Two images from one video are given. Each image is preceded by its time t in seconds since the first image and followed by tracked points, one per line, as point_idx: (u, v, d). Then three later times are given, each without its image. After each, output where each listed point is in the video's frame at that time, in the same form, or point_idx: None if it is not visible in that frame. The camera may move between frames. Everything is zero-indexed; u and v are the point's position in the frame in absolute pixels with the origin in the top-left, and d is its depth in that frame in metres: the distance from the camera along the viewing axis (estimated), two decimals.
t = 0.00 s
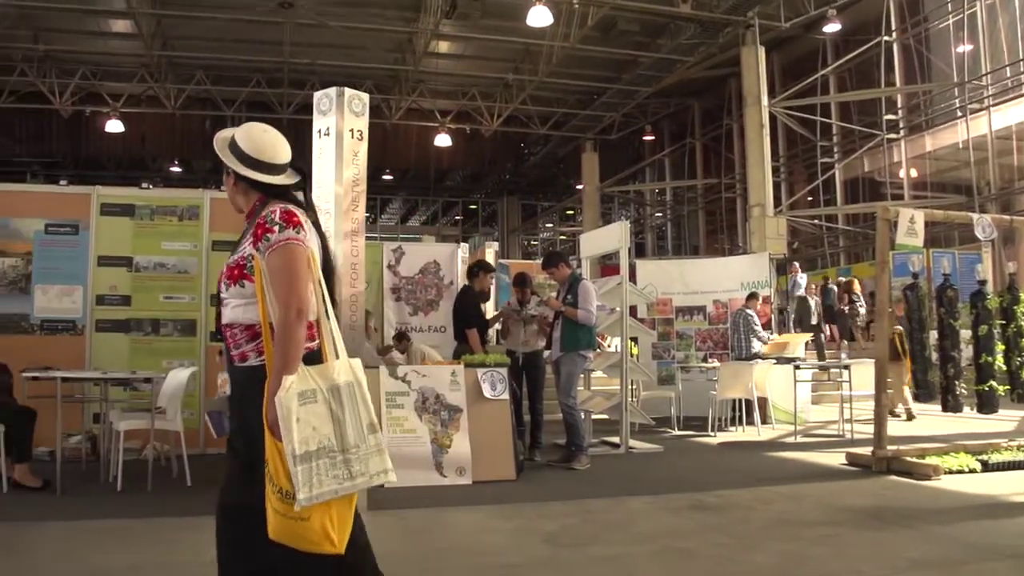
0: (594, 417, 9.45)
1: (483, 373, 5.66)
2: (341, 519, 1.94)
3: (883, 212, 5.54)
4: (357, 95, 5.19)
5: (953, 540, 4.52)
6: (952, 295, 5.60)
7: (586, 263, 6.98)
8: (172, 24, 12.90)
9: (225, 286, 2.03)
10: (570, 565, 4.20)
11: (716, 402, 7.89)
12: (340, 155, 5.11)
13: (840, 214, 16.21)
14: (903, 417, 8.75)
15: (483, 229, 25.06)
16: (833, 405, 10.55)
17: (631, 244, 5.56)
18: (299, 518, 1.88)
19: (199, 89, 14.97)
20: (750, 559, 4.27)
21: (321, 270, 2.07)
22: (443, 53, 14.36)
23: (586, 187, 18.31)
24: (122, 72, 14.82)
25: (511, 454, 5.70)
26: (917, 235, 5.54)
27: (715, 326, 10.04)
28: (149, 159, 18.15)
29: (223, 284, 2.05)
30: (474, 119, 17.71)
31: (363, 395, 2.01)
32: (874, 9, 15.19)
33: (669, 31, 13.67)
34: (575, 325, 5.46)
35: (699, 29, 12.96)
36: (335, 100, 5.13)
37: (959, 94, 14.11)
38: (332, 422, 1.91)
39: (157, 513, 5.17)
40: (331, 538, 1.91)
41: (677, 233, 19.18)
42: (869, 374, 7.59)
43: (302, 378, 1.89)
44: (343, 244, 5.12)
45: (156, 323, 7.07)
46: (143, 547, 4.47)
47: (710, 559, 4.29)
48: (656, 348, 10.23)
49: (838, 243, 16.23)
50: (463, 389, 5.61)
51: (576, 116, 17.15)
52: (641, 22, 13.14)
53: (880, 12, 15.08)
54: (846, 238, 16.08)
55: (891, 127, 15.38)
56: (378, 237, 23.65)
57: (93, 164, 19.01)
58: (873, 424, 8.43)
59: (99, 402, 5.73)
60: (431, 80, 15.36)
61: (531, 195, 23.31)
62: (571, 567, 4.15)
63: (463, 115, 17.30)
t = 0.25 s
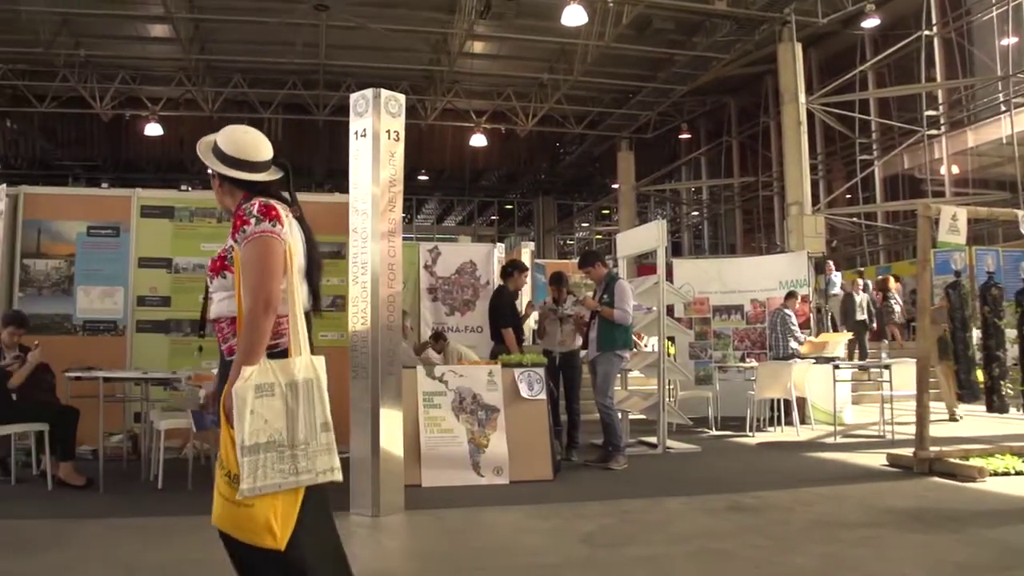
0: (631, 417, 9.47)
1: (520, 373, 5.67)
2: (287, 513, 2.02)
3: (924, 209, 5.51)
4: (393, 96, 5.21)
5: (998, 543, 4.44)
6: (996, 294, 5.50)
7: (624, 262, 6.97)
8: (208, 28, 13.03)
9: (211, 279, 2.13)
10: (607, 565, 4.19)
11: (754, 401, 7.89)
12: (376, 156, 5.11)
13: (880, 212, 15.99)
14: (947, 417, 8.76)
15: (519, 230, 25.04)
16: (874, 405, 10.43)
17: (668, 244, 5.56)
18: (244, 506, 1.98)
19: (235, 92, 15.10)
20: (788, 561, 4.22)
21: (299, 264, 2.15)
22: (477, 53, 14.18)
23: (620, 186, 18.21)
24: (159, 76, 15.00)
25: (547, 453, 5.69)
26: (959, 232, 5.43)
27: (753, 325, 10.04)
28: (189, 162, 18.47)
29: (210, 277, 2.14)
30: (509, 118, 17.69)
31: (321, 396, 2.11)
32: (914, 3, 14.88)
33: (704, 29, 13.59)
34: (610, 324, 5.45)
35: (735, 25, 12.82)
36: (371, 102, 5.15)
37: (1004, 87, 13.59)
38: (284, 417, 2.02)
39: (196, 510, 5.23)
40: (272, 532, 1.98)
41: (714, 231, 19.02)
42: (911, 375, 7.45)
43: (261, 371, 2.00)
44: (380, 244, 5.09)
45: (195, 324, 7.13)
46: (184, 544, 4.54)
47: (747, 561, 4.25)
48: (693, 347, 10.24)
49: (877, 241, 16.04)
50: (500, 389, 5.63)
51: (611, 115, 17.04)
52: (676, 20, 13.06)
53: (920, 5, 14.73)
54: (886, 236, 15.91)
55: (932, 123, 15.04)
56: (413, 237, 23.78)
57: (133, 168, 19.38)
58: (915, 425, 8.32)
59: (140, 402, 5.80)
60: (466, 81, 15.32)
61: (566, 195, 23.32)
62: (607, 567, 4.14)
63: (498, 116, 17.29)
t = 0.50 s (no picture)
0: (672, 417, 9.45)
1: (560, 373, 5.67)
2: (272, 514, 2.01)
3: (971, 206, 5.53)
4: (432, 97, 5.22)
5: None
6: None
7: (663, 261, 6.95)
8: (248, 32, 13.16)
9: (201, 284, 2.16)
10: (649, 566, 4.17)
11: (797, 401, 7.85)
12: (416, 157, 5.13)
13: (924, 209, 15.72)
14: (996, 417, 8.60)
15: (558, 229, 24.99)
16: (919, 406, 10.28)
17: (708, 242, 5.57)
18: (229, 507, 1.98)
19: (275, 95, 15.22)
20: (834, 564, 4.15)
21: (284, 265, 2.15)
22: (515, 53, 14.17)
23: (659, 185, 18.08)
24: (201, 79, 15.20)
25: (587, 453, 5.69)
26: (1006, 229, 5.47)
27: (793, 323, 10.02)
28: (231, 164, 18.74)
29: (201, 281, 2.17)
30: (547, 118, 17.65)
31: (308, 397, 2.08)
32: None
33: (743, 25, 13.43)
34: (650, 323, 5.43)
35: (774, 21, 12.66)
36: (410, 103, 5.16)
37: None
38: (271, 418, 1.99)
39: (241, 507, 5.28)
40: (254, 530, 2.00)
41: (754, 230, 18.84)
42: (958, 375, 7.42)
43: (247, 371, 1.98)
44: (420, 245, 5.11)
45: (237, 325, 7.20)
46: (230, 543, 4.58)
47: (790, 563, 4.18)
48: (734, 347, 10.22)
49: (921, 238, 15.80)
50: (539, 389, 5.62)
51: (649, 114, 16.89)
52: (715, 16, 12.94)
53: None
54: (930, 233, 15.65)
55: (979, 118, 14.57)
56: (452, 237, 23.87)
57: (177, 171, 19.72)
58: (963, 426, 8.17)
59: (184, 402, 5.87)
60: (505, 81, 15.30)
61: (604, 194, 23.24)
62: (649, 568, 4.11)
63: (536, 115, 17.26)
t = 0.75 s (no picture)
0: (710, 417, 9.41)
1: (597, 373, 5.65)
2: (254, 517, 2.05)
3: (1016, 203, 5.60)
4: (468, 97, 5.21)
5: None
6: None
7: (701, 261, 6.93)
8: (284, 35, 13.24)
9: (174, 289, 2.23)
10: (687, 567, 4.14)
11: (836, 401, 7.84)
12: (452, 158, 5.13)
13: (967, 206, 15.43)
14: None
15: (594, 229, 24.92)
16: (962, 407, 10.14)
17: (746, 241, 5.58)
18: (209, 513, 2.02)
19: (311, 97, 15.29)
20: (877, 567, 4.08)
21: (251, 269, 2.20)
22: (549, 53, 14.12)
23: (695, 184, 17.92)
24: (238, 82, 15.34)
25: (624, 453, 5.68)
26: None
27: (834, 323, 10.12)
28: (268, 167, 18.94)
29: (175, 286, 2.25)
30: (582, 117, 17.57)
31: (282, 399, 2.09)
32: None
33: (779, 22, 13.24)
34: (687, 323, 5.42)
35: (812, 16, 12.44)
36: (446, 104, 5.16)
37: None
38: (243, 422, 2.02)
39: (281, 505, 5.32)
40: (239, 535, 2.02)
41: (793, 228, 18.64)
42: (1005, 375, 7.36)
43: (216, 377, 2.02)
44: (457, 245, 5.11)
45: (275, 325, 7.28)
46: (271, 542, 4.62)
47: (832, 566, 4.12)
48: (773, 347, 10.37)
49: (964, 236, 15.55)
50: (577, 388, 5.61)
51: (685, 112, 16.73)
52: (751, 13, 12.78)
53: None
54: (973, 230, 15.39)
55: None
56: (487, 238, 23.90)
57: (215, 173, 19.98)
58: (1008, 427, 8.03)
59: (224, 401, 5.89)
60: (539, 81, 15.24)
61: (641, 194, 23.10)
62: (687, 570, 4.09)
63: (571, 115, 17.19)
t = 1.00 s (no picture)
0: (746, 417, 9.36)
1: (633, 373, 5.65)
2: (206, 515, 2.09)
3: None
4: (503, 97, 5.22)
5: None
6: None
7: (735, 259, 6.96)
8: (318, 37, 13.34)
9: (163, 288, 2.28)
10: (725, 568, 4.10)
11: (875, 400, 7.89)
12: (487, 159, 5.13)
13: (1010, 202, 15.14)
14: None
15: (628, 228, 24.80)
16: (1004, 407, 9.99)
17: (783, 240, 5.58)
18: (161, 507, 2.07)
19: (346, 98, 15.36)
20: (918, 570, 4.02)
21: (231, 269, 2.22)
22: (583, 52, 14.10)
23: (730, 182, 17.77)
24: (274, 85, 15.44)
25: (660, 453, 5.67)
26: None
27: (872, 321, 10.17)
28: (301, 168, 19.10)
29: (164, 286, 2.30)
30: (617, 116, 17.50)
31: (243, 402, 2.13)
32: None
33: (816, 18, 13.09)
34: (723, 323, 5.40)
35: (850, 12, 12.28)
36: (481, 104, 5.17)
37: None
38: (201, 421, 2.07)
39: (317, 503, 5.35)
40: (189, 533, 2.06)
41: (830, 226, 18.44)
42: None
43: (181, 375, 2.08)
44: (492, 246, 5.11)
45: (311, 325, 7.37)
46: (309, 540, 4.65)
47: (872, 568, 4.06)
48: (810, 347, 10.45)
49: (1007, 233, 15.29)
50: (612, 388, 5.60)
51: (721, 111, 16.60)
52: (786, 9, 12.69)
53: None
54: (1017, 227, 15.12)
55: None
56: (520, 238, 23.93)
57: (249, 175, 20.19)
58: None
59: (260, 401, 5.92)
60: (574, 80, 15.19)
61: (675, 193, 22.97)
62: (725, 571, 4.05)
63: (604, 115, 17.13)
